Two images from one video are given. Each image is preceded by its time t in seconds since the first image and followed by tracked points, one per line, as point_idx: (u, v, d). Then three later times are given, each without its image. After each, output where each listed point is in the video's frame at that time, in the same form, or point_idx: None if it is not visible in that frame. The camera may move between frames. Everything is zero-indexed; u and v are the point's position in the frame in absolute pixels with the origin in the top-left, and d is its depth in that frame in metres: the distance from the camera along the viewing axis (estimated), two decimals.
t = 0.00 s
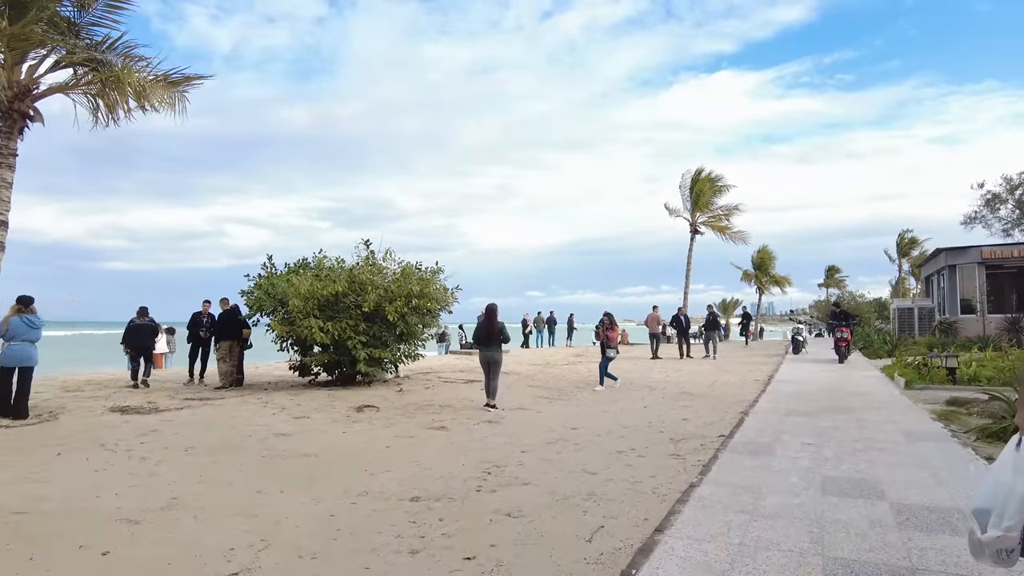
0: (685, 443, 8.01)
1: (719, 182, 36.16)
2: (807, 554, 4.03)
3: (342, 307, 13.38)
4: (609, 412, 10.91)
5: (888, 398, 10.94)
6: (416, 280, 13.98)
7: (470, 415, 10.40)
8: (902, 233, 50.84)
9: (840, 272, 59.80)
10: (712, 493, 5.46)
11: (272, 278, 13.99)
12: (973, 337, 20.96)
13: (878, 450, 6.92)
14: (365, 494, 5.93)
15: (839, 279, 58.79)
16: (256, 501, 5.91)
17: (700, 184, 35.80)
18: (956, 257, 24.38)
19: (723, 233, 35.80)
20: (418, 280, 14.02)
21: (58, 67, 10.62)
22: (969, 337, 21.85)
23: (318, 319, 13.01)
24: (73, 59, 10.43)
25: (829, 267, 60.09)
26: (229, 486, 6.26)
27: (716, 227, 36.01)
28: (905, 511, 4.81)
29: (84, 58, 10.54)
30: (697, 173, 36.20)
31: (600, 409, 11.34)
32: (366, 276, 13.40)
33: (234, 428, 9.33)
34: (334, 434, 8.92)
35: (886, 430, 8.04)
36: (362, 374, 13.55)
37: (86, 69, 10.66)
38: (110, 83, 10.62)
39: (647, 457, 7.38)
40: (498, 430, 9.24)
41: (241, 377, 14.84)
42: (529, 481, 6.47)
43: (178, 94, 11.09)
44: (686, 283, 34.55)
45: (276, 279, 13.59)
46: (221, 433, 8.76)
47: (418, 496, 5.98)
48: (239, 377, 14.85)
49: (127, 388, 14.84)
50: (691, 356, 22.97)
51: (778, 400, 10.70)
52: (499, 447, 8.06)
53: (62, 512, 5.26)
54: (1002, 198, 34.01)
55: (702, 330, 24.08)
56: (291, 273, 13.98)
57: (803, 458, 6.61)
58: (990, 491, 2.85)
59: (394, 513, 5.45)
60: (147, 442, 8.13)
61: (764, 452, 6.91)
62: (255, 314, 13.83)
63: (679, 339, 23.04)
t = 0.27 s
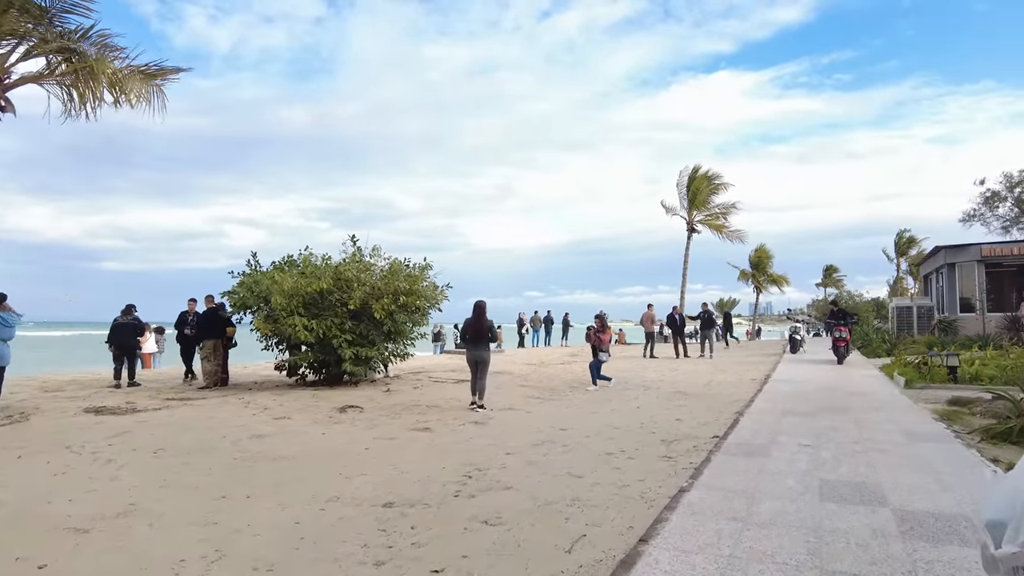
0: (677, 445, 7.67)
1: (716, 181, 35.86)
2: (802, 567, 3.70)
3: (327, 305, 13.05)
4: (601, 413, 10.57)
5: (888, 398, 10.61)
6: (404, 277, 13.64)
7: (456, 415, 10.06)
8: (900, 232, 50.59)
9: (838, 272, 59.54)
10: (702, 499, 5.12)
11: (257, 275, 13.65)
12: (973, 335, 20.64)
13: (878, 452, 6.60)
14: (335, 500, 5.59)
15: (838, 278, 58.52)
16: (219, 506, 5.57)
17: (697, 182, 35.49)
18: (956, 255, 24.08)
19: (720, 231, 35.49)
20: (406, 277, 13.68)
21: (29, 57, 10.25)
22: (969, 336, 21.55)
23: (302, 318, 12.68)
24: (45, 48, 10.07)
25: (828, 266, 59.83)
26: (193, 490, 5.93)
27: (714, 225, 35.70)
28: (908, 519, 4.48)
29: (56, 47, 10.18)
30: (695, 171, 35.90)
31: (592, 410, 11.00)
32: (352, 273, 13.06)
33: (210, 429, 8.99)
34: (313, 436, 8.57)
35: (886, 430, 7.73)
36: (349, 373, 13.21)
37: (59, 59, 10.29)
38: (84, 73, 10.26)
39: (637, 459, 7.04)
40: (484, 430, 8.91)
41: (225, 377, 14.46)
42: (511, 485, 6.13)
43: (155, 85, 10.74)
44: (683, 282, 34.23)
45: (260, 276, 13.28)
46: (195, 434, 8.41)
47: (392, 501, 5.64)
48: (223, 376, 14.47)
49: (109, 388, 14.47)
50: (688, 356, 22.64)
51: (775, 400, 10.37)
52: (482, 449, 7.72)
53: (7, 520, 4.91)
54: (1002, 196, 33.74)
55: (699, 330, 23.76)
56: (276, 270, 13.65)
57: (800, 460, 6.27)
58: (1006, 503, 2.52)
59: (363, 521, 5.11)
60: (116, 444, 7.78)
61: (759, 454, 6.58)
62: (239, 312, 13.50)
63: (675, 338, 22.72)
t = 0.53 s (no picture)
0: (670, 456, 7.33)
1: (714, 180, 35.53)
2: None
3: (313, 307, 12.73)
4: (594, 419, 10.23)
5: (890, 403, 10.28)
6: (393, 279, 13.30)
7: (443, 422, 9.72)
8: (899, 233, 50.32)
9: (837, 272, 59.26)
10: (695, 519, 4.78)
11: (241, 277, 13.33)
12: (974, 337, 20.33)
13: (881, 464, 6.26)
14: (304, 519, 5.24)
15: (836, 279, 58.24)
16: (180, 525, 5.22)
17: (695, 182, 35.16)
18: (956, 256, 23.77)
19: (718, 232, 35.17)
20: (395, 279, 13.34)
21: None
22: (970, 337, 21.23)
23: (286, 321, 12.35)
24: (15, 44, 9.70)
25: (827, 267, 59.55)
26: (156, 506, 5.59)
27: (712, 226, 35.38)
28: (916, 542, 4.14)
29: (27, 42, 9.80)
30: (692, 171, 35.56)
31: (585, 416, 10.66)
32: (338, 275, 12.73)
33: (186, 437, 8.63)
34: (292, 445, 8.23)
35: (888, 439, 7.39)
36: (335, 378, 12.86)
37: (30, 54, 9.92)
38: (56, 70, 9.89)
39: (628, 471, 6.70)
40: (470, 439, 8.57)
41: (210, 382, 14.03)
42: (493, 501, 5.78)
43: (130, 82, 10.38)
44: (681, 283, 33.90)
45: (244, 278, 12.97)
46: (168, 443, 8.06)
47: (365, 520, 5.30)
48: (208, 381, 14.04)
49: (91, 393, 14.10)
50: (685, 358, 22.30)
51: (773, 406, 10.04)
52: (467, 460, 7.38)
53: None
54: (1002, 196, 33.46)
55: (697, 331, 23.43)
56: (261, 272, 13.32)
57: (798, 474, 5.94)
58: None
59: (331, 543, 4.76)
60: (83, 455, 7.42)
61: (756, 467, 6.24)
62: (223, 315, 13.17)
63: (670, 340, 22.39)
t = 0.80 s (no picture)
0: (667, 461, 6.99)
1: (713, 180, 35.21)
2: None
3: (301, 307, 12.42)
4: (589, 422, 9.90)
5: (894, 406, 9.95)
6: (384, 277, 12.99)
7: (433, 425, 9.39)
8: (900, 233, 50.05)
9: (837, 274, 58.95)
10: (693, 530, 4.46)
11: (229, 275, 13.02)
12: (977, 338, 20.00)
13: (889, 470, 5.93)
14: (275, 530, 4.91)
15: (836, 281, 57.94)
16: (142, 536, 4.89)
17: (694, 181, 34.83)
18: (957, 256, 23.46)
19: (717, 232, 34.86)
20: (387, 277, 13.03)
21: None
22: (973, 338, 20.92)
23: (274, 320, 12.04)
24: None
25: (826, 268, 59.26)
26: (120, 515, 5.25)
27: (711, 226, 35.07)
28: (931, 557, 3.81)
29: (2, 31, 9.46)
30: (692, 170, 35.26)
31: (580, 418, 10.32)
32: (327, 274, 12.40)
33: (164, 441, 8.30)
34: (273, 449, 7.89)
35: (895, 443, 7.06)
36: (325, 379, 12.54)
37: (5, 44, 9.57)
38: (33, 60, 9.55)
39: (623, 477, 6.37)
40: (460, 443, 8.23)
41: (196, 384, 13.68)
42: (479, 510, 5.45)
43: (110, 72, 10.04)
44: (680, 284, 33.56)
45: (232, 277, 12.68)
46: (144, 447, 7.72)
47: (340, 530, 4.97)
48: (195, 383, 13.69)
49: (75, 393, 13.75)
50: (684, 359, 21.97)
51: (773, 408, 9.71)
52: (454, 465, 7.05)
53: None
54: (1004, 196, 33.17)
55: (696, 332, 23.10)
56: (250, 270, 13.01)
57: (802, 481, 5.61)
58: None
59: (300, 557, 4.43)
60: (52, 459, 7.08)
61: (757, 473, 5.91)
62: (210, 314, 12.85)
63: (665, 342, 22.08)
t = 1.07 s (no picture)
0: (663, 473, 6.63)
1: (712, 180, 34.85)
2: None
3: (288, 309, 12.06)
4: (583, 429, 9.55)
5: (899, 412, 9.61)
6: (375, 279, 12.62)
7: (421, 432, 9.03)
8: (901, 234, 49.68)
9: (836, 275, 58.61)
10: (689, 554, 4.10)
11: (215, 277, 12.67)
12: (981, 341, 19.61)
13: (898, 484, 5.57)
14: (239, 552, 4.55)
15: (836, 282, 57.60)
16: (96, 558, 4.53)
17: (693, 181, 34.45)
18: (961, 257, 23.05)
19: (717, 232, 34.50)
20: (377, 279, 12.67)
21: None
22: (977, 341, 20.52)
23: (260, 323, 11.69)
24: None
25: (827, 269, 58.90)
26: (75, 533, 4.89)
27: (710, 226, 34.71)
28: None
29: None
30: (691, 170, 34.89)
31: (574, 425, 9.96)
32: (314, 275, 12.04)
33: (138, 449, 7.93)
34: (251, 459, 7.53)
35: (903, 454, 6.70)
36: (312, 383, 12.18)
37: None
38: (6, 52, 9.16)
39: (616, 491, 6.02)
40: (447, 452, 7.88)
41: (181, 390, 13.23)
42: (461, 528, 5.09)
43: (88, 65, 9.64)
44: (679, 285, 33.20)
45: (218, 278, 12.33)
46: (114, 456, 7.35)
47: (309, 552, 4.61)
48: (179, 388, 13.24)
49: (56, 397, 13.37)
50: (682, 362, 21.61)
51: (774, 415, 9.35)
52: (439, 477, 6.69)
53: None
54: (1006, 196, 32.82)
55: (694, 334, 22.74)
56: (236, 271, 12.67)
57: (807, 497, 5.26)
58: None
59: None
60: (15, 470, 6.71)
61: (758, 488, 5.56)
62: (195, 316, 12.50)
63: (658, 345, 21.75)
